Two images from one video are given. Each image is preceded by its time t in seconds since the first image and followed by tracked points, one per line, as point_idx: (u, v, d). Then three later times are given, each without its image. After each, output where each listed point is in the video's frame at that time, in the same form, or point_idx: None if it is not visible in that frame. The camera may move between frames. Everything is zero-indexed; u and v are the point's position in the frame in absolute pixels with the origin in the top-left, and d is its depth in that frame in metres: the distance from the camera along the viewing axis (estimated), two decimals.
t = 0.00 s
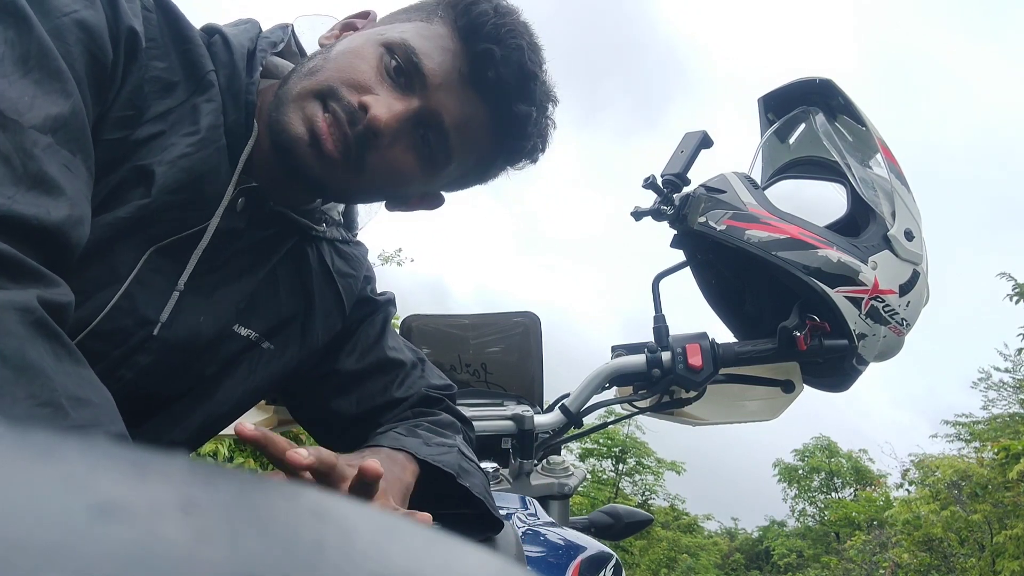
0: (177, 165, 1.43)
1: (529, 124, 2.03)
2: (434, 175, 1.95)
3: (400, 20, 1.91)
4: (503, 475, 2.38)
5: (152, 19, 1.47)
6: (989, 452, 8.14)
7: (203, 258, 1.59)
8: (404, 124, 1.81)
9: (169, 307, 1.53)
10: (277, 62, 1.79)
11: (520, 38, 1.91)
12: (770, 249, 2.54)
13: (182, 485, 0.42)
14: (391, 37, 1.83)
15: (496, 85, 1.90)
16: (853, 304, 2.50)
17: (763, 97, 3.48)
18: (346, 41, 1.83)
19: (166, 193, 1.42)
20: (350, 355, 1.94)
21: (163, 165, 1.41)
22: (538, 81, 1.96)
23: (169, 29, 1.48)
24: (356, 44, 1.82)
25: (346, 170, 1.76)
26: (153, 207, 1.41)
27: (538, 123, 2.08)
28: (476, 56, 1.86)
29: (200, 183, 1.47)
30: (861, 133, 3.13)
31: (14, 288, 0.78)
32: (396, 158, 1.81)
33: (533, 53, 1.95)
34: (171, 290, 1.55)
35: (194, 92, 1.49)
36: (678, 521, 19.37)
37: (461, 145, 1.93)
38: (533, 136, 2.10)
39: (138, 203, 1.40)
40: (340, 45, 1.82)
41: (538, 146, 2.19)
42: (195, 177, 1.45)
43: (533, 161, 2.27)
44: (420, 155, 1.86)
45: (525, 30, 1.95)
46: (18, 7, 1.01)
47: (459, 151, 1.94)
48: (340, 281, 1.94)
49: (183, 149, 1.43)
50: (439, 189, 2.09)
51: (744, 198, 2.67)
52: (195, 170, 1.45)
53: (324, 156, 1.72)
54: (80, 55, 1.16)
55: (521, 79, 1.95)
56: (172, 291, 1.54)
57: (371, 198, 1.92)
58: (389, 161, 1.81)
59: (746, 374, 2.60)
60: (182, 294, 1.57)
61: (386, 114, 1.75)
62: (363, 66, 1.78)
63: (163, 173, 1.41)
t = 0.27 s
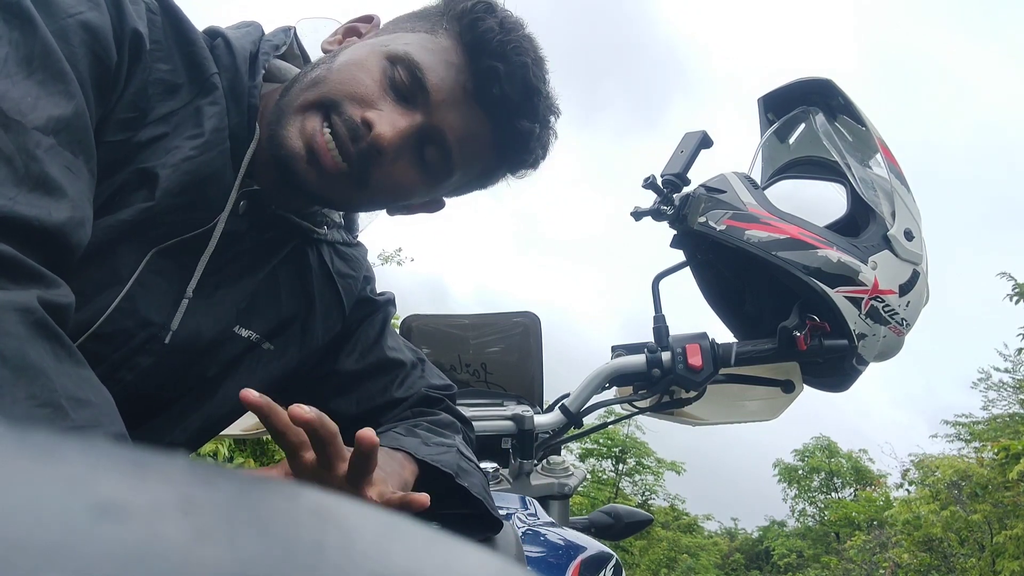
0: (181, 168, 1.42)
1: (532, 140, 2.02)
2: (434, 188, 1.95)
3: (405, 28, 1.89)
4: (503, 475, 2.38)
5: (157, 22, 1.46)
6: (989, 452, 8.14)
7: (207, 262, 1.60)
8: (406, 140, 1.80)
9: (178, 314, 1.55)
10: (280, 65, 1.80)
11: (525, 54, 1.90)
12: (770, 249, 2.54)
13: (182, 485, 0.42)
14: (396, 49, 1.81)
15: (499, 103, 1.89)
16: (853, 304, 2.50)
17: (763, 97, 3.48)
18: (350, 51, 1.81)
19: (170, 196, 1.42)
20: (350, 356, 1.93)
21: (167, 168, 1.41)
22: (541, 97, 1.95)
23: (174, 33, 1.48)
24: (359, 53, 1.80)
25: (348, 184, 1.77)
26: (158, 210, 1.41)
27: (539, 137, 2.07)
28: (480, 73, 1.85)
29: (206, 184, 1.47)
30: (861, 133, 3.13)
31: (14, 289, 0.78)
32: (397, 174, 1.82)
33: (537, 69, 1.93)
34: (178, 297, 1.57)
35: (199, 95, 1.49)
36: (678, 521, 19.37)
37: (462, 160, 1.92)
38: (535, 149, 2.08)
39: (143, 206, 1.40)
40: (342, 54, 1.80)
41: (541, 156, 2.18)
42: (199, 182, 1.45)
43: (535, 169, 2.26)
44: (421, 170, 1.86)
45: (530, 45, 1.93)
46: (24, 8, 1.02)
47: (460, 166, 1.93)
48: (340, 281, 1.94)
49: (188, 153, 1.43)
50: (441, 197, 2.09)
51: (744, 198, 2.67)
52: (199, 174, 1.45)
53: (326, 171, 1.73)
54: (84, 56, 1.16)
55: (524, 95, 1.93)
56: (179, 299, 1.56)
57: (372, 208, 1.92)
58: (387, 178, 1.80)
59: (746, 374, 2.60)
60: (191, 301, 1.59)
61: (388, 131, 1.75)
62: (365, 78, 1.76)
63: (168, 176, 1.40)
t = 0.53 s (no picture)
0: (181, 168, 1.42)
1: (531, 144, 1.98)
2: (434, 190, 1.94)
3: (403, 28, 1.85)
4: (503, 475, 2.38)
5: (158, 21, 1.46)
6: (989, 452, 8.14)
7: (206, 261, 1.59)
8: (404, 148, 1.77)
9: (176, 313, 1.55)
10: (281, 64, 1.79)
11: (523, 58, 1.85)
12: (770, 249, 2.54)
13: (182, 484, 0.42)
14: (393, 52, 1.77)
15: (498, 109, 1.85)
16: (853, 304, 2.50)
17: (763, 97, 3.48)
18: (348, 55, 1.77)
19: (170, 196, 1.42)
20: (350, 356, 1.93)
21: (167, 168, 1.41)
22: (539, 101, 1.90)
23: (174, 32, 1.48)
24: (356, 57, 1.77)
25: (348, 191, 1.75)
26: (158, 209, 1.41)
27: (539, 140, 2.03)
28: (477, 79, 1.81)
29: (204, 184, 1.47)
30: (861, 133, 3.13)
31: (14, 288, 0.78)
32: (396, 179, 1.80)
33: (536, 73, 1.89)
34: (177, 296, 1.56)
35: (200, 94, 1.49)
36: (678, 521, 19.36)
37: (461, 164, 1.90)
38: (535, 151, 2.05)
39: (144, 206, 1.40)
40: (340, 58, 1.77)
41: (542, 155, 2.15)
42: (198, 181, 1.45)
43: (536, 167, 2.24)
44: (420, 175, 1.84)
45: (530, 47, 1.89)
46: (26, 8, 1.02)
47: (459, 169, 1.91)
48: (340, 280, 1.94)
49: (188, 152, 1.43)
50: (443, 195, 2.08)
51: (744, 198, 2.67)
52: (198, 174, 1.45)
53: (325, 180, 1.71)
54: (85, 56, 1.16)
55: (522, 100, 1.89)
56: (178, 296, 1.56)
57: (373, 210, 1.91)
58: (385, 185, 1.79)
59: (746, 374, 2.61)
60: (189, 300, 1.58)
61: (386, 141, 1.72)
62: (362, 84, 1.73)
63: (168, 176, 1.41)
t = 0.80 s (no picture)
0: (182, 169, 1.42)
1: (537, 151, 1.98)
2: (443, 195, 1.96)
3: (401, 38, 1.79)
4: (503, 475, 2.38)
5: (156, 20, 1.46)
6: (989, 452, 8.14)
7: (206, 262, 1.60)
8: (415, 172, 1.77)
9: (176, 314, 1.55)
10: (281, 63, 1.80)
11: (528, 76, 1.82)
12: (770, 249, 2.54)
13: (181, 486, 0.42)
14: (396, 72, 1.73)
15: (507, 128, 1.83)
16: (853, 304, 2.50)
17: (763, 97, 3.48)
18: (350, 77, 1.72)
19: (170, 197, 1.42)
20: (351, 357, 1.93)
21: (169, 169, 1.41)
22: (545, 112, 1.89)
23: (174, 32, 1.48)
24: (359, 78, 1.72)
25: (361, 215, 1.77)
26: (159, 211, 1.41)
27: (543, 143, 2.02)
28: (485, 100, 1.79)
29: (205, 185, 1.47)
30: (861, 133, 3.13)
31: (12, 289, 0.78)
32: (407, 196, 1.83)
33: (540, 85, 1.87)
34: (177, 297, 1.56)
35: (200, 94, 1.49)
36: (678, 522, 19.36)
37: (470, 175, 1.91)
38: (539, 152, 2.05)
39: (143, 207, 1.40)
40: (342, 80, 1.72)
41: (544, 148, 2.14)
42: (198, 182, 1.45)
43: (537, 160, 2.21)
44: (430, 188, 1.86)
45: (533, 57, 1.86)
46: (23, 8, 1.02)
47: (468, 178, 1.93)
48: (341, 279, 1.94)
49: (189, 153, 1.43)
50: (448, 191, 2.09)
51: (744, 198, 2.67)
52: (199, 174, 1.45)
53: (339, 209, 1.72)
54: (83, 56, 1.16)
55: (528, 114, 1.86)
56: (178, 298, 1.56)
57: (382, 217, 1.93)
58: (398, 205, 1.80)
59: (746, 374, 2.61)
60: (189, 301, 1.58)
61: (401, 173, 1.69)
62: (370, 112, 1.69)
63: (169, 177, 1.40)
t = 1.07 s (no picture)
0: (182, 169, 1.42)
1: (533, 141, 1.94)
2: (438, 189, 1.93)
3: (397, 29, 1.82)
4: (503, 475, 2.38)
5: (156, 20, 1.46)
6: (989, 452, 8.14)
7: (206, 262, 1.60)
8: (406, 155, 1.74)
9: (181, 315, 1.55)
10: (282, 63, 1.79)
11: (520, 60, 1.81)
12: (770, 249, 2.54)
13: (181, 486, 0.42)
14: (389, 58, 1.74)
15: (499, 113, 1.82)
16: (853, 304, 2.51)
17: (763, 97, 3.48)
18: (343, 62, 1.74)
19: (170, 198, 1.42)
20: (353, 357, 1.93)
21: (169, 168, 1.40)
22: (539, 99, 1.87)
23: (174, 32, 1.48)
24: (351, 63, 1.73)
25: (350, 201, 1.73)
26: (159, 211, 1.41)
27: (540, 136, 1.99)
28: (476, 85, 1.77)
29: (205, 185, 1.47)
30: (861, 133, 3.13)
31: (11, 290, 0.78)
32: (399, 184, 1.79)
33: (534, 71, 1.85)
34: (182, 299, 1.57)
35: (200, 93, 1.49)
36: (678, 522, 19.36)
37: (464, 164, 1.88)
38: (536, 147, 2.02)
39: (144, 207, 1.39)
40: (335, 65, 1.73)
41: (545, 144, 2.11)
42: (198, 182, 1.45)
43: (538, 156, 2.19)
44: (423, 178, 1.83)
45: (527, 46, 1.86)
46: (23, 7, 1.02)
47: (462, 168, 1.89)
48: (342, 279, 1.94)
49: (190, 153, 1.43)
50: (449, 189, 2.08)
51: (744, 198, 2.67)
52: (199, 174, 1.45)
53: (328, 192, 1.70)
54: (83, 56, 1.16)
55: (522, 99, 1.84)
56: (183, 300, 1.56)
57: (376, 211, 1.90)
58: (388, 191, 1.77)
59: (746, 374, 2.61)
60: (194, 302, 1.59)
61: (387, 151, 1.68)
62: (360, 93, 1.69)
63: (169, 176, 1.40)
